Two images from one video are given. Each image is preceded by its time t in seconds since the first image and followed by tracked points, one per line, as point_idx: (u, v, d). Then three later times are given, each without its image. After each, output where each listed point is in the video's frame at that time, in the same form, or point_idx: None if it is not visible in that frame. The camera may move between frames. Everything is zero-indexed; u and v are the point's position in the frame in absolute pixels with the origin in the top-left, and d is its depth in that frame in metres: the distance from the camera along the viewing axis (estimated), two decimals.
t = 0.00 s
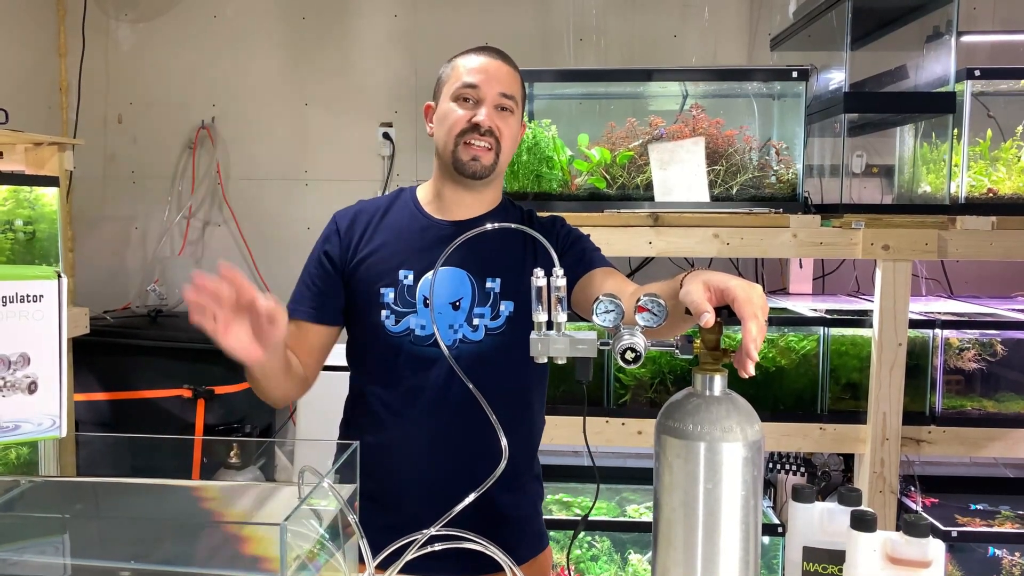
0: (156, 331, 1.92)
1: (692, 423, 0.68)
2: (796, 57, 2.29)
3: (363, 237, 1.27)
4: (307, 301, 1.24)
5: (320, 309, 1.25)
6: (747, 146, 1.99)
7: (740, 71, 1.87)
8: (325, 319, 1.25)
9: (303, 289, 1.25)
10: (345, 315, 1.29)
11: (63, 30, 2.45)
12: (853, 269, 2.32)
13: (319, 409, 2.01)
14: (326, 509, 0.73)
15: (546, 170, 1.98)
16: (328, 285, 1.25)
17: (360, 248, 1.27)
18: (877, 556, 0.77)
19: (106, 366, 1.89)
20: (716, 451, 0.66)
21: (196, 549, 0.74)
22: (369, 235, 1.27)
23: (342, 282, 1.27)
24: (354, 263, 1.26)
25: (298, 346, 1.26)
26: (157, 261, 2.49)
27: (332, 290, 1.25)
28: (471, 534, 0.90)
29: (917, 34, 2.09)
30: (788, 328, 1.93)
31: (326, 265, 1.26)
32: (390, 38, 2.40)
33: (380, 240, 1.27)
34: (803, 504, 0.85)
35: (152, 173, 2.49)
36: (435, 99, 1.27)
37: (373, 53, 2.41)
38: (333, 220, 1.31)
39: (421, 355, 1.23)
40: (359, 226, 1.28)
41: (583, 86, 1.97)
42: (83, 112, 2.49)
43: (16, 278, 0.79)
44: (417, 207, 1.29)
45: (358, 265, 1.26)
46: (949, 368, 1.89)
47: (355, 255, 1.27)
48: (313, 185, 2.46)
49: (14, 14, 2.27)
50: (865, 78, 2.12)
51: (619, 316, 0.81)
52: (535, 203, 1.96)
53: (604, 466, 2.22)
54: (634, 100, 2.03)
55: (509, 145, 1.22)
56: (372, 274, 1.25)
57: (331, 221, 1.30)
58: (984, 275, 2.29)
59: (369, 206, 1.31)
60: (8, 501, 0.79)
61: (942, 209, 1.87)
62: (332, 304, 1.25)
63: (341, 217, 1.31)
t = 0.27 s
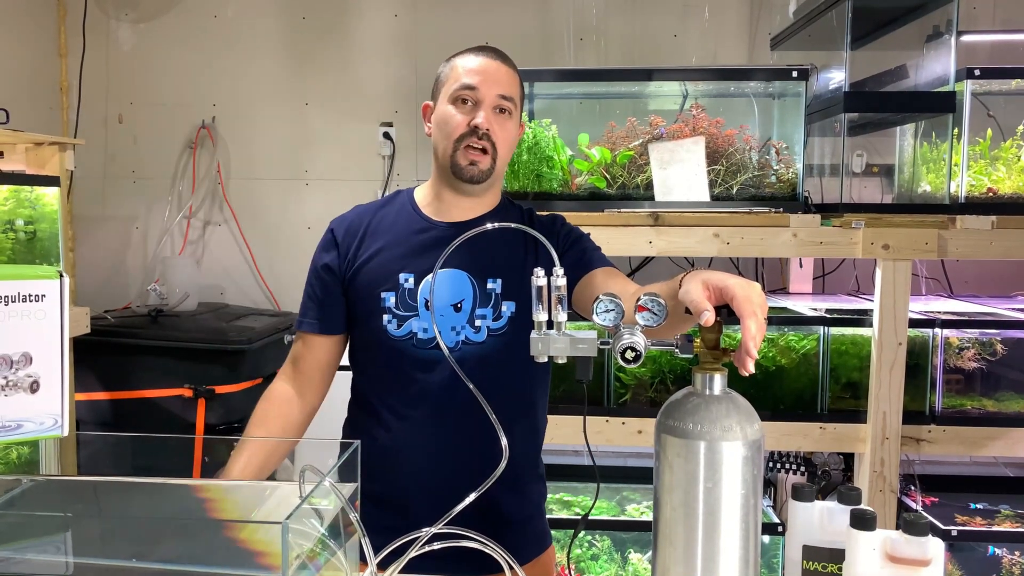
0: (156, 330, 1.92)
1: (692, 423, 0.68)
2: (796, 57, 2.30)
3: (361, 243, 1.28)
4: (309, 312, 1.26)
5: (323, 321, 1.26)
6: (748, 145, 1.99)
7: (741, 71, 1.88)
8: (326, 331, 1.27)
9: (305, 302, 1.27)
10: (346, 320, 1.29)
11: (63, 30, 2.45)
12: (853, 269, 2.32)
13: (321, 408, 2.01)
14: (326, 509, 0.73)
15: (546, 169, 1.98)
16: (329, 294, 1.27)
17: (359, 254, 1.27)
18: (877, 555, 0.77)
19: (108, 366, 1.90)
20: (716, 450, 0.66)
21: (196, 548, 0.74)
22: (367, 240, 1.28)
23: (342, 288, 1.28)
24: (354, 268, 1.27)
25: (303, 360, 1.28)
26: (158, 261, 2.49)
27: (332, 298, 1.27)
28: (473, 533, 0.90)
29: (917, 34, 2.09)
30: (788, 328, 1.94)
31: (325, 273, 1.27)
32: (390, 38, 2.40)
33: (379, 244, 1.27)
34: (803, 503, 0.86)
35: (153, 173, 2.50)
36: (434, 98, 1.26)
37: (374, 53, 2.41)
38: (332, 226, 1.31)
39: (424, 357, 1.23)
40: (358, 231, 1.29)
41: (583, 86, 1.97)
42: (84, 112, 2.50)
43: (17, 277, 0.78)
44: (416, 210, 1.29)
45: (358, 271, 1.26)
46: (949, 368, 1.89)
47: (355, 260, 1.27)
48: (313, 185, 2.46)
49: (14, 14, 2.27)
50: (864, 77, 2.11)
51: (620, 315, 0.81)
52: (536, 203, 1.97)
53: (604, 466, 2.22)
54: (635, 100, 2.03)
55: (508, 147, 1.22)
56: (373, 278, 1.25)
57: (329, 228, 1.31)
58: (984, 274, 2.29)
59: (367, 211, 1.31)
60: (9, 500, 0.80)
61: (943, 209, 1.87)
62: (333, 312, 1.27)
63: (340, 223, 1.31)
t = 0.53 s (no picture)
0: (157, 331, 1.92)
1: (691, 423, 0.68)
2: (797, 57, 2.30)
3: (355, 251, 1.28)
4: (305, 321, 1.27)
5: (318, 329, 1.27)
6: (747, 146, 1.99)
7: (741, 72, 1.88)
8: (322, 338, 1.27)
9: (298, 312, 1.28)
10: (345, 327, 1.30)
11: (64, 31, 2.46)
12: (853, 269, 2.33)
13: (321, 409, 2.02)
14: (328, 509, 0.73)
15: (546, 171, 2.00)
16: (325, 302, 1.27)
17: (354, 261, 1.27)
18: (876, 555, 0.77)
19: (108, 366, 1.91)
20: (716, 450, 0.67)
21: (197, 548, 0.74)
22: (362, 248, 1.28)
23: (339, 296, 1.28)
24: (349, 276, 1.27)
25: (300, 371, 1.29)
26: (158, 262, 2.50)
27: (329, 307, 1.27)
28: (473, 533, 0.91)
29: (917, 35, 2.09)
30: (788, 328, 1.94)
31: (321, 281, 1.27)
32: (391, 39, 2.41)
33: (373, 253, 1.27)
34: (803, 503, 0.86)
35: (153, 174, 2.50)
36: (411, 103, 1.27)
37: (374, 53, 2.41)
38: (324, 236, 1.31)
39: (424, 363, 1.24)
40: (351, 240, 1.29)
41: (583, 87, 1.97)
42: (85, 113, 2.50)
43: (20, 278, 0.78)
44: (408, 215, 1.29)
45: (353, 279, 1.26)
46: (949, 368, 1.89)
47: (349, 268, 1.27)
48: (314, 185, 2.47)
49: (15, 15, 2.28)
50: (868, 78, 2.12)
51: (620, 316, 0.82)
52: (537, 204, 1.97)
53: (605, 466, 2.22)
54: (635, 101, 2.03)
55: (490, 140, 1.22)
56: (369, 287, 1.25)
57: (322, 237, 1.31)
58: (984, 275, 2.29)
59: (360, 219, 1.31)
60: (12, 500, 0.80)
61: (943, 209, 1.88)
62: (329, 321, 1.27)
63: (332, 232, 1.31)
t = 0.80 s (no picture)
0: (158, 330, 1.92)
1: (692, 421, 0.69)
2: (797, 57, 2.30)
3: (353, 252, 1.29)
4: (303, 323, 1.27)
5: (318, 330, 1.27)
6: (747, 145, 1.99)
7: (741, 71, 1.88)
8: (322, 339, 1.27)
9: (297, 314, 1.28)
10: (344, 328, 1.30)
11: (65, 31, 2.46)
12: (853, 268, 2.33)
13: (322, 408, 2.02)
14: (330, 507, 0.73)
15: (547, 169, 2.00)
16: (324, 304, 1.28)
17: (352, 262, 1.28)
18: (875, 552, 0.77)
19: (109, 365, 1.91)
20: (716, 448, 0.67)
21: (198, 545, 0.74)
22: (358, 249, 1.28)
23: (338, 297, 1.29)
24: (348, 277, 1.27)
25: (302, 374, 1.29)
26: (159, 261, 2.50)
27: (328, 309, 1.28)
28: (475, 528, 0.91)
29: (917, 34, 2.09)
30: (788, 327, 1.95)
31: (319, 283, 1.28)
32: (391, 38, 2.41)
33: (371, 254, 1.27)
34: (803, 501, 0.86)
35: (154, 173, 2.50)
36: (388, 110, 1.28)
37: (375, 52, 2.42)
38: (321, 238, 1.32)
39: (425, 363, 1.24)
40: (348, 241, 1.29)
41: (583, 86, 1.97)
42: (86, 112, 2.50)
43: (23, 276, 0.78)
44: (402, 215, 1.29)
45: (352, 280, 1.27)
46: (949, 367, 1.89)
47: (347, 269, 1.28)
48: (314, 185, 2.47)
49: (15, 14, 2.28)
50: (866, 77, 2.11)
51: (620, 314, 0.82)
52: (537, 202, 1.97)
53: (605, 465, 2.22)
54: (635, 100, 2.03)
55: (467, 127, 1.22)
56: (367, 288, 1.26)
57: (318, 239, 1.31)
58: (984, 274, 2.30)
59: (356, 220, 1.32)
60: (13, 498, 0.80)
61: (943, 208, 1.88)
62: (328, 322, 1.27)
63: (329, 234, 1.31)
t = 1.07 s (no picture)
0: (159, 330, 1.92)
1: (692, 421, 0.69)
2: (798, 57, 2.30)
3: (349, 252, 1.29)
4: (300, 321, 1.27)
5: (315, 329, 1.27)
6: (748, 146, 1.99)
7: (741, 71, 1.88)
8: (318, 338, 1.27)
9: (293, 312, 1.28)
10: (340, 328, 1.30)
11: (67, 31, 2.47)
12: (853, 269, 2.33)
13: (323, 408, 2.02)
14: (331, 506, 0.73)
15: (547, 169, 2.00)
16: (320, 302, 1.28)
17: (348, 261, 1.28)
18: (875, 551, 0.77)
19: (110, 365, 1.91)
20: (717, 448, 0.67)
21: (199, 544, 0.74)
22: (355, 248, 1.28)
23: (334, 296, 1.29)
24: (344, 276, 1.27)
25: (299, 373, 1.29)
26: (160, 261, 2.50)
27: (324, 307, 1.28)
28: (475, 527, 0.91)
29: (918, 35, 2.09)
30: (788, 328, 1.95)
31: (315, 281, 1.28)
32: (392, 38, 2.41)
33: (368, 254, 1.27)
34: (803, 501, 0.86)
35: (155, 173, 2.51)
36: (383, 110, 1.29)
37: (376, 53, 2.42)
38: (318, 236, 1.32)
39: (421, 364, 1.24)
40: (344, 240, 1.29)
41: (584, 86, 1.97)
42: (87, 112, 2.51)
43: (25, 275, 0.78)
44: (399, 214, 1.29)
45: (348, 280, 1.27)
46: (949, 367, 1.90)
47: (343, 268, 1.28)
48: (315, 185, 2.47)
49: (17, 14, 2.28)
50: (867, 77, 2.12)
51: (621, 313, 0.82)
52: (538, 202, 1.98)
53: (606, 465, 2.23)
54: (635, 100, 2.03)
55: (461, 127, 1.21)
56: (363, 288, 1.26)
57: (315, 237, 1.31)
58: (984, 275, 2.30)
59: (353, 219, 1.32)
60: (15, 496, 0.80)
61: (943, 209, 1.88)
62: (325, 322, 1.28)
63: (325, 232, 1.31)
